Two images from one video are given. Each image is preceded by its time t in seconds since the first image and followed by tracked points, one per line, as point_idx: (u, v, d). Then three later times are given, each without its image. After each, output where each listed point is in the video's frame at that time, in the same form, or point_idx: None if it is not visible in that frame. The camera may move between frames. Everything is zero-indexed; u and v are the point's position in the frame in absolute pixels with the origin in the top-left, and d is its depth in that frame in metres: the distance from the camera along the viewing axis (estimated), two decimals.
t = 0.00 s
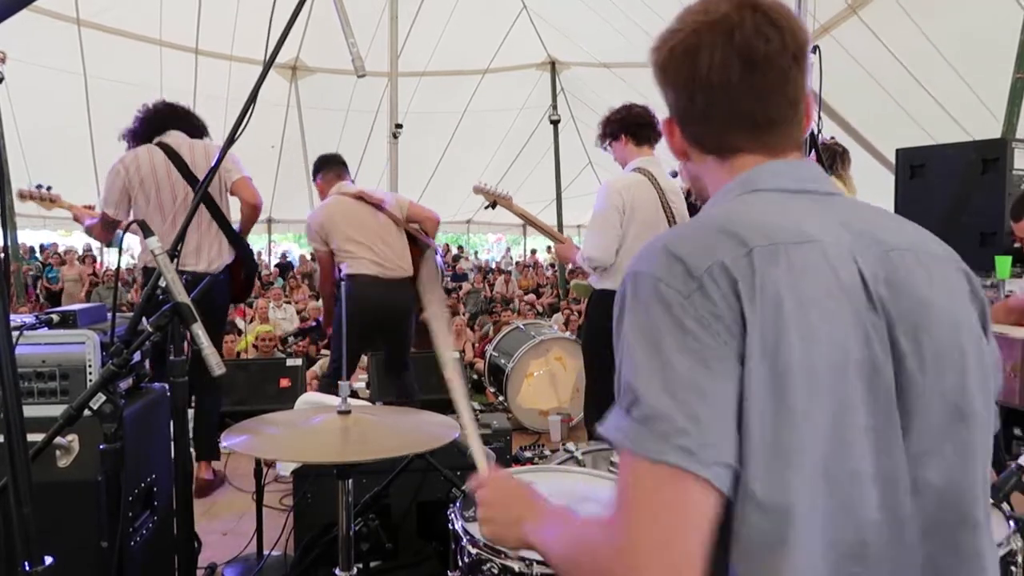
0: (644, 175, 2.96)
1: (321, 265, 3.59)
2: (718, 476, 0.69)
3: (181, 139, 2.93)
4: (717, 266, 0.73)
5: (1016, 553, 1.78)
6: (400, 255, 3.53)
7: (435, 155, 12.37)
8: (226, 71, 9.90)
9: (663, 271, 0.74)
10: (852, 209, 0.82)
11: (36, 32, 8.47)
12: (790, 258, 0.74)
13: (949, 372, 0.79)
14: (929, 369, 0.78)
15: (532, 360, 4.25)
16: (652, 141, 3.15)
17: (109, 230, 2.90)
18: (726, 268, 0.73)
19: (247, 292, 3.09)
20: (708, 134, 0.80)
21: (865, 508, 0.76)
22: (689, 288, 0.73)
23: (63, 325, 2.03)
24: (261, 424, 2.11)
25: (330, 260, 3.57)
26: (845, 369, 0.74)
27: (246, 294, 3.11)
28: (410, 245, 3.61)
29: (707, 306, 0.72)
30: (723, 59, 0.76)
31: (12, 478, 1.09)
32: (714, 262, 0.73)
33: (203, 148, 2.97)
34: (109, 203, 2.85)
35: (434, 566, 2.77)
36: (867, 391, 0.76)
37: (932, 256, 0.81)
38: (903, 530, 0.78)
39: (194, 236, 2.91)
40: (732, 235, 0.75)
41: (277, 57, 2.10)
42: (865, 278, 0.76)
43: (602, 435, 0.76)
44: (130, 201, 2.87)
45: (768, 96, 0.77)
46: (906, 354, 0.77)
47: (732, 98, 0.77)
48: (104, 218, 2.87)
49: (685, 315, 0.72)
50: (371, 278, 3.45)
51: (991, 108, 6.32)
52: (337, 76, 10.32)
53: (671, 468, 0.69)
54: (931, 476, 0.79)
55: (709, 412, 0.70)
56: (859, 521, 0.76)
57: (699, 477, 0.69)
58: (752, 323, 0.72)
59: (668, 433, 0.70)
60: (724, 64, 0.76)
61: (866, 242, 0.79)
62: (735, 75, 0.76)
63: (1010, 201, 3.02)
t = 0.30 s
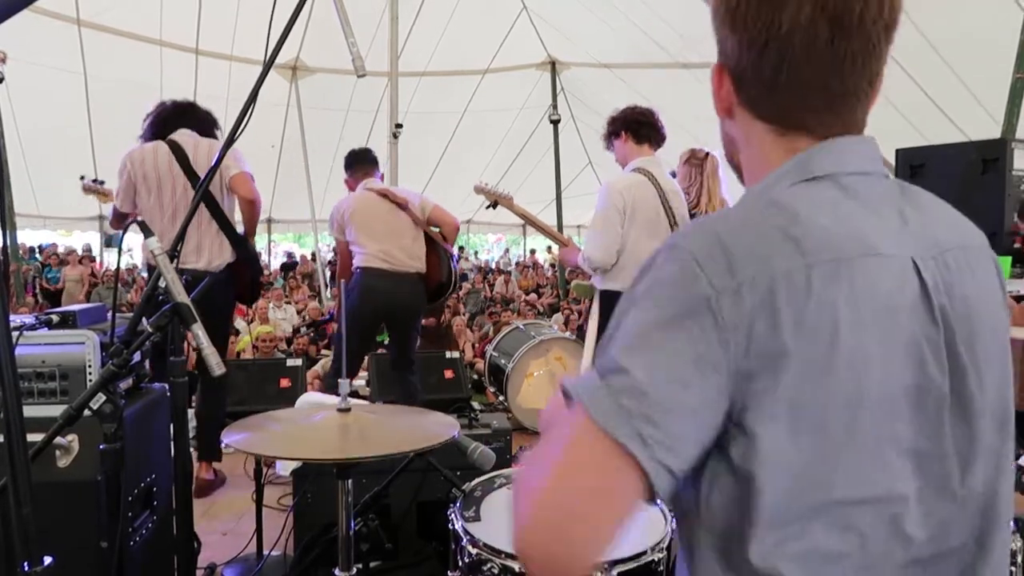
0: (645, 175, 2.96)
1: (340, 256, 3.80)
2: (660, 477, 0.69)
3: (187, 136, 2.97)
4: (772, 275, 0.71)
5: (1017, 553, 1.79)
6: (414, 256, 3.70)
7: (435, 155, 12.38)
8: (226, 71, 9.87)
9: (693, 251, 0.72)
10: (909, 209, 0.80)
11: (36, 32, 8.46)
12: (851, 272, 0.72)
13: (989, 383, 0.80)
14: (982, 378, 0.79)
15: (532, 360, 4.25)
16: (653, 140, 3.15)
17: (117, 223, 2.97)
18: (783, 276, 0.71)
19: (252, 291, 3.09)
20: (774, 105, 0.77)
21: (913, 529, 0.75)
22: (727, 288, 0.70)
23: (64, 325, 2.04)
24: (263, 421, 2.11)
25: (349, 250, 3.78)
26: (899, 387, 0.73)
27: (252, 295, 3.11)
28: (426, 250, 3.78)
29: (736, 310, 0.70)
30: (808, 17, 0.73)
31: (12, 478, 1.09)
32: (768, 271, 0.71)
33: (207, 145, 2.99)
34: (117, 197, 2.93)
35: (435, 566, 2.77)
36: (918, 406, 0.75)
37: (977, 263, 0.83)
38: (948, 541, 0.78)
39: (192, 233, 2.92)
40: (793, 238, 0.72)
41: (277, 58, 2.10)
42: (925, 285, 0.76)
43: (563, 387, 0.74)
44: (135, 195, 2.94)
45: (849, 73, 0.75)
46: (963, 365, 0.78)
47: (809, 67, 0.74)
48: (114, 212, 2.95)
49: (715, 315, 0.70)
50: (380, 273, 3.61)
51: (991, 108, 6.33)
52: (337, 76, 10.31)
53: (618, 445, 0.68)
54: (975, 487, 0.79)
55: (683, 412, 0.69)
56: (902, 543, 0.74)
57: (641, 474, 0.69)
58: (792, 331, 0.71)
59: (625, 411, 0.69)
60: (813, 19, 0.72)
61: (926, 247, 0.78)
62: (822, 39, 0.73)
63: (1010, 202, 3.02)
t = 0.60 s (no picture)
0: (644, 177, 2.96)
1: (341, 246, 3.85)
2: (768, 540, 0.72)
3: (186, 136, 2.97)
4: (771, 308, 0.73)
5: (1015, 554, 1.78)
6: (410, 243, 3.70)
7: (435, 155, 12.37)
8: (226, 70, 9.86)
9: (697, 316, 0.74)
10: (874, 208, 0.83)
11: (37, 32, 8.47)
12: (840, 285, 0.74)
13: (981, 359, 0.82)
14: (973, 358, 0.81)
15: (532, 360, 4.25)
16: (649, 141, 3.15)
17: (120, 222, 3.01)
18: (781, 307, 0.73)
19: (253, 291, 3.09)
20: (704, 136, 0.82)
21: (943, 518, 0.81)
22: (734, 337, 0.73)
23: (63, 325, 2.04)
24: (261, 421, 2.12)
25: (349, 241, 3.84)
26: (899, 391, 0.76)
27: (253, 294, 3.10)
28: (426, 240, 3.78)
29: (753, 354, 0.73)
30: (703, 48, 0.78)
31: (11, 478, 1.09)
32: (765, 306, 0.73)
33: (207, 144, 2.99)
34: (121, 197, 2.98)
35: (434, 566, 2.77)
36: (920, 404, 0.79)
37: (950, 248, 0.84)
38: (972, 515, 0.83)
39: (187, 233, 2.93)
40: (779, 267, 0.74)
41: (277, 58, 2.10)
42: (904, 283, 0.78)
43: (641, 488, 0.79)
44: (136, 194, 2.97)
45: (766, 88, 0.78)
46: (956, 355, 0.80)
47: (712, 85, 0.78)
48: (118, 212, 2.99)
49: (733, 368, 0.72)
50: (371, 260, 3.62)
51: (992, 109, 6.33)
52: (337, 76, 10.30)
53: (721, 532, 0.71)
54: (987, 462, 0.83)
55: (757, 474, 0.72)
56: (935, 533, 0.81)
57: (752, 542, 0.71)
58: (815, 357, 0.72)
59: (708, 497, 0.72)
60: (706, 47, 0.77)
61: (899, 245, 0.80)
62: (717, 65, 0.77)
63: (1009, 202, 3.02)
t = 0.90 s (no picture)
0: (642, 175, 2.96)
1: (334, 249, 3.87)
2: (716, 494, 0.69)
3: (184, 136, 2.97)
4: (733, 282, 0.72)
5: (1016, 553, 1.77)
6: (398, 245, 3.70)
7: (435, 155, 12.38)
8: (226, 70, 9.86)
9: (663, 278, 0.73)
10: (863, 210, 0.83)
11: (37, 33, 8.47)
12: (805, 274, 0.74)
13: (951, 372, 0.82)
14: (941, 367, 0.81)
15: (532, 360, 4.25)
16: (648, 141, 3.14)
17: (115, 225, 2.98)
18: (744, 284, 0.72)
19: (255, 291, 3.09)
20: (733, 115, 0.79)
21: (882, 516, 0.80)
22: (696, 303, 0.72)
23: (63, 325, 2.03)
24: (262, 424, 2.11)
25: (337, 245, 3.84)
26: (857, 384, 0.76)
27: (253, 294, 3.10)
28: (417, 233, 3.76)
29: (712, 323, 0.71)
30: (763, 33, 0.73)
31: (12, 478, 1.09)
32: (729, 277, 0.72)
33: (206, 144, 2.99)
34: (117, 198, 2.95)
35: (435, 566, 2.76)
36: (879, 401, 0.78)
37: (933, 260, 0.84)
38: (920, 525, 0.81)
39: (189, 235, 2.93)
40: (746, 246, 0.73)
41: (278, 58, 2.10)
42: (877, 284, 0.78)
43: (592, 445, 0.76)
44: (134, 195, 2.96)
45: (801, 92, 0.75)
46: (921, 357, 0.80)
47: (764, 77, 0.75)
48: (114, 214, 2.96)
49: (693, 332, 0.71)
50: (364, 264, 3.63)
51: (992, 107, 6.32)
52: (337, 76, 10.31)
53: (674, 480, 0.69)
54: (943, 473, 0.82)
55: (709, 430, 0.70)
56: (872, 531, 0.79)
57: (701, 499, 0.69)
58: (769, 334, 0.72)
59: (661, 446, 0.70)
60: (768, 34, 0.73)
61: (878, 247, 0.80)
62: (772, 56, 0.73)
63: (1010, 201, 3.02)
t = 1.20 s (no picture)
0: (640, 175, 2.96)
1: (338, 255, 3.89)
2: (763, 492, 0.70)
3: (186, 136, 2.98)
4: (758, 276, 0.72)
5: (1015, 553, 1.77)
6: (402, 247, 3.70)
7: (435, 155, 12.38)
8: (226, 70, 9.85)
9: (687, 277, 0.73)
10: (870, 211, 0.83)
11: (37, 32, 8.48)
12: (825, 270, 0.74)
13: (962, 370, 0.82)
14: (953, 364, 0.81)
15: (532, 360, 4.25)
16: (644, 139, 3.14)
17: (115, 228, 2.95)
18: (767, 280, 0.72)
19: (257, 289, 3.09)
20: (741, 123, 0.79)
21: (900, 512, 0.79)
22: (723, 299, 0.71)
23: (63, 325, 2.03)
24: (262, 424, 2.11)
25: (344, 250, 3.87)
26: (876, 380, 0.76)
27: (254, 293, 3.10)
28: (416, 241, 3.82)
29: (742, 318, 0.71)
30: (773, 41, 0.76)
31: (12, 478, 1.09)
32: (754, 271, 0.72)
33: (207, 143, 3.00)
34: (118, 200, 2.92)
35: (435, 566, 2.77)
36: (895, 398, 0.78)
37: (939, 257, 0.84)
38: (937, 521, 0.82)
39: (195, 233, 2.93)
40: (769, 243, 0.73)
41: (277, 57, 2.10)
42: (889, 283, 0.78)
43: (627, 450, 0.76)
44: (136, 197, 2.94)
45: (812, 90, 0.78)
46: (936, 356, 0.80)
47: (773, 81, 0.77)
48: (115, 216, 2.93)
49: (722, 327, 0.71)
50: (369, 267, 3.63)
51: (993, 107, 6.32)
52: (338, 76, 10.31)
53: (717, 481, 0.68)
54: (958, 470, 0.82)
55: (750, 428, 0.70)
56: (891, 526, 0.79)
57: (745, 494, 0.69)
58: (791, 326, 0.71)
59: (702, 449, 0.69)
60: (775, 43, 0.76)
61: (888, 247, 0.80)
62: (785, 60, 0.76)
63: (1010, 202, 3.02)
